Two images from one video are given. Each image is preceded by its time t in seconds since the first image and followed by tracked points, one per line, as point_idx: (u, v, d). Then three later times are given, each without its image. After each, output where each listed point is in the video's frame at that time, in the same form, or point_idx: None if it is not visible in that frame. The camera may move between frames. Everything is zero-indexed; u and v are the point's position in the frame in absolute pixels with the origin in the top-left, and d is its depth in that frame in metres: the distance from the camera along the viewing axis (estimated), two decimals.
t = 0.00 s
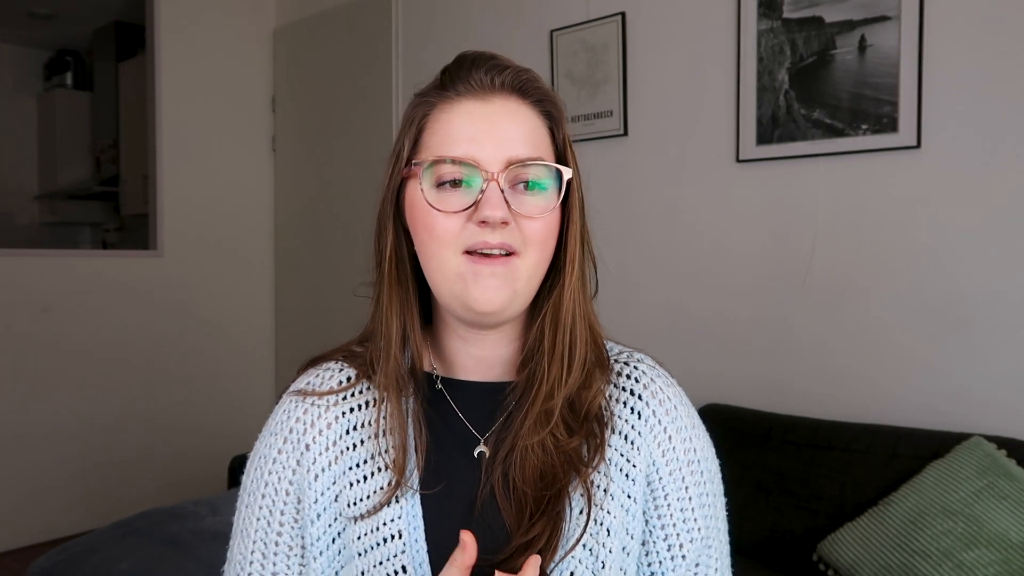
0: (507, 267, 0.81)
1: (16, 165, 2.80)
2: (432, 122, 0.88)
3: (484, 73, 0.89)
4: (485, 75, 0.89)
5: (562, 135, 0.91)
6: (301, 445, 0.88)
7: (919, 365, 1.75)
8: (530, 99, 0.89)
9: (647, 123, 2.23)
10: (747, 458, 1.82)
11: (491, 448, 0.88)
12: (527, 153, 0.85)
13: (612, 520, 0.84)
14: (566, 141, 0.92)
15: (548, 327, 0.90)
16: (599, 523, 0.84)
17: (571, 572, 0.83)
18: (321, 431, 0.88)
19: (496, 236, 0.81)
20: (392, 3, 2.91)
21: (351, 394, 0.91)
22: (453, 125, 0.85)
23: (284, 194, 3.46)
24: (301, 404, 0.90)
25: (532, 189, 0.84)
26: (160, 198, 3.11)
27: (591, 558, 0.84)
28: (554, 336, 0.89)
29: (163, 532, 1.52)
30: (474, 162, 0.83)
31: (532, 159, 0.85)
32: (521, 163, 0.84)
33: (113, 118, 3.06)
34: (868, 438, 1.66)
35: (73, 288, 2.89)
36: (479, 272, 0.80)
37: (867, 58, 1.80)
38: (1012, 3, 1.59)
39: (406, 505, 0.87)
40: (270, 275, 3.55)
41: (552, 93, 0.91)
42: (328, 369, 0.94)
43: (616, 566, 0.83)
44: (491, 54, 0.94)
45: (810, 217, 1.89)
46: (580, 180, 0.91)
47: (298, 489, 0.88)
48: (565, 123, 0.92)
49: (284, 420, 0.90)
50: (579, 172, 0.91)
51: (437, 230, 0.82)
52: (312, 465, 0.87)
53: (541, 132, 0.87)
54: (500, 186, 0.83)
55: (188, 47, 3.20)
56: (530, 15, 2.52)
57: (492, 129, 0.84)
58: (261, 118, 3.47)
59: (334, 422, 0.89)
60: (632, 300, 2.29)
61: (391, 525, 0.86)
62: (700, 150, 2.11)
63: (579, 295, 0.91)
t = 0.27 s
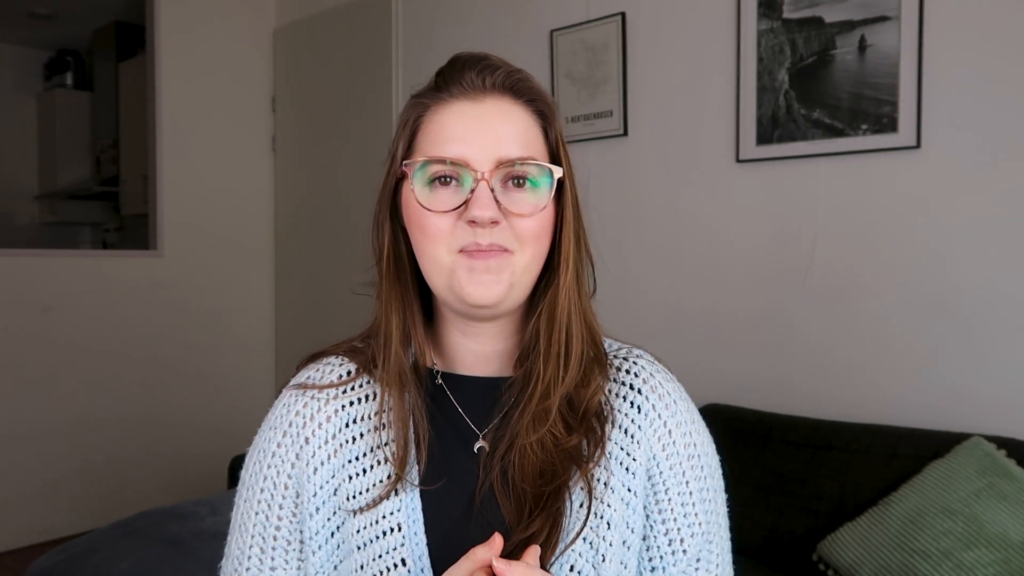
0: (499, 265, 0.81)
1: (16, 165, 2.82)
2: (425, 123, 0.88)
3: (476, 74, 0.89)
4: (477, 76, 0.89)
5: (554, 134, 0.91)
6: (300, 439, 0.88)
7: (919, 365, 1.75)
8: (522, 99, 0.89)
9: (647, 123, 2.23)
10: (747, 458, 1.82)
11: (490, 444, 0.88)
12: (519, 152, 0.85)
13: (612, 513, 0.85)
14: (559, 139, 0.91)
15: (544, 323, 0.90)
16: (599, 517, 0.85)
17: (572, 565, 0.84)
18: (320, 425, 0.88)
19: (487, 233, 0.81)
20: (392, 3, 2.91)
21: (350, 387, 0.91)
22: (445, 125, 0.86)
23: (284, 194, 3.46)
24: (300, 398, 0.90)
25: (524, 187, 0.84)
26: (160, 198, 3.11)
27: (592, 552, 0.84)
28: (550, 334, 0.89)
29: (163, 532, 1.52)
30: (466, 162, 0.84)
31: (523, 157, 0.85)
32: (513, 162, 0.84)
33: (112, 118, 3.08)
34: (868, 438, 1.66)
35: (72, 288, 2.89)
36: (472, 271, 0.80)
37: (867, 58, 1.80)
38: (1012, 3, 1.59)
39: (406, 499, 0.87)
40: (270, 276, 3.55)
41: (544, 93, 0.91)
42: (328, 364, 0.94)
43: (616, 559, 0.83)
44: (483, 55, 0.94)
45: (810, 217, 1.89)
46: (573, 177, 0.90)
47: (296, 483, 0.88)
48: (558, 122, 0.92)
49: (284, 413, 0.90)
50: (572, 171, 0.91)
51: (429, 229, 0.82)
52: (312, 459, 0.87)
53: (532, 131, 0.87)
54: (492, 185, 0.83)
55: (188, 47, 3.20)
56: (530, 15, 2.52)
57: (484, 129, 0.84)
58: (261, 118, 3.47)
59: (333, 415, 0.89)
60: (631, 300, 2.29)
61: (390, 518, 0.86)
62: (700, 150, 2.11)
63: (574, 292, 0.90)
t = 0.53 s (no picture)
0: (492, 263, 0.81)
1: (16, 165, 2.83)
2: (415, 125, 0.89)
3: (464, 73, 0.89)
4: (465, 75, 0.89)
5: (545, 129, 0.90)
6: (302, 440, 0.88)
7: (918, 365, 1.75)
8: (511, 96, 0.88)
9: (647, 123, 2.23)
10: (748, 459, 1.82)
11: (492, 444, 0.88)
12: (508, 149, 0.84)
13: (614, 514, 0.85)
14: (550, 134, 0.90)
15: (539, 322, 0.89)
16: (602, 518, 0.85)
17: (574, 566, 0.84)
18: (322, 426, 0.88)
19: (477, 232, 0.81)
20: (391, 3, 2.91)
21: (352, 389, 0.91)
22: (434, 126, 0.86)
23: (284, 194, 3.46)
24: (302, 399, 0.90)
25: (514, 184, 0.83)
26: (160, 198, 3.11)
27: (594, 553, 0.84)
28: (545, 333, 0.88)
29: (163, 532, 1.52)
30: (455, 161, 0.84)
31: (513, 155, 0.84)
32: (501, 160, 0.83)
33: (112, 118, 3.08)
34: (868, 438, 1.66)
35: (73, 288, 2.89)
36: (463, 270, 0.81)
37: (867, 58, 1.80)
38: (1013, 3, 1.59)
39: (407, 500, 0.87)
40: (270, 276, 3.55)
41: (534, 88, 0.91)
42: (330, 365, 0.94)
43: (618, 560, 0.84)
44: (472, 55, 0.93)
45: (810, 217, 1.89)
46: (566, 172, 0.89)
47: (298, 484, 0.88)
48: (549, 117, 0.91)
49: (286, 414, 0.90)
50: (565, 167, 0.89)
51: (422, 230, 0.82)
52: (313, 460, 0.87)
53: (522, 128, 0.87)
54: (480, 183, 0.82)
55: (188, 47, 3.20)
56: (530, 15, 2.52)
57: (472, 128, 0.84)
58: (261, 118, 3.47)
59: (335, 416, 0.89)
60: (631, 300, 2.29)
61: (392, 519, 0.86)
62: (699, 150, 2.11)
63: (566, 287, 0.89)
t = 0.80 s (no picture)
0: (491, 260, 0.81)
1: (16, 165, 2.83)
2: (412, 126, 0.89)
3: (460, 73, 0.89)
4: (461, 75, 0.89)
5: (542, 128, 0.90)
6: (303, 440, 0.88)
7: (918, 365, 1.75)
8: (506, 95, 0.88)
9: (647, 124, 2.23)
10: (748, 459, 1.82)
11: (493, 445, 0.88)
12: (504, 148, 0.84)
13: (615, 515, 0.85)
14: (547, 132, 0.90)
15: (538, 321, 0.89)
16: (603, 518, 0.85)
17: (574, 567, 0.84)
18: (323, 426, 0.88)
19: (476, 231, 0.81)
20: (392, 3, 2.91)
21: (353, 389, 0.91)
22: (430, 126, 0.86)
23: (284, 194, 3.46)
24: (302, 399, 0.90)
25: (512, 183, 0.84)
26: (160, 198, 3.11)
27: (595, 553, 0.84)
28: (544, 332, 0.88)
29: (163, 532, 1.52)
30: (452, 161, 0.84)
31: (509, 153, 0.84)
32: (498, 159, 0.84)
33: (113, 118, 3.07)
34: (868, 438, 1.66)
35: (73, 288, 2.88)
36: (463, 269, 0.80)
37: (867, 58, 1.80)
38: (1012, 4, 1.59)
39: (408, 500, 0.87)
40: (270, 276, 3.55)
41: (529, 87, 0.91)
42: (331, 366, 0.94)
43: (619, 561, 0.84)
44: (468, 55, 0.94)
45: (810, 217, 1.89)
46: (564, 171, 0.90)
47: (299, 484, 0.88)
48: (545, 115, 0.91)
49: (286, 414, 0.90)
50: (563, 166, 0.90)
51: (420, 230, 0.82)
52: (314, 460, 0.87)
53: (518, 127, 0.87)
54: (478, 182, 0.82)
55: (188, 47, 3.20)
56: (530, 15, 2.52)
57: (467, 127, 0.84)
58: (260, 118, 3.47)
59: (336, 416, 0.89)
60: (631, 299, 2.29)
61: (393, 519, 0.87)
62: (700, 150, 2.11)
63: (564, 286, 0.89)
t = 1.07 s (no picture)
0: (491, 261, 0.81)
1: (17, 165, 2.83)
2: (410, 127, 0.89)
3: (457, 74, 0.89)
4: (458, 75, 0.89)
5: (539, 127, 0.90)
6: (303, 440, 0.88)
7: (918, 366, 1.75)
8: (504, 95, 0.88)
9: (647, 124, 2.23)
10: (748, 459, 1.82)
11: (493, 444, 0.88)
12: (502, 149, 0.84)
13: (615, 514, 0.85)
14: (544, 131, 0.90)
15: (538, 321, 0.89)
16: (603, 518, 0.85)
17: (574, 566, 0.84)
18: (323, 426, 0.88)
19: (476, 232, 0.81)
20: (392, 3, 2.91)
21: (353, 389, 0.91)
22: (428, 128, 0.86)
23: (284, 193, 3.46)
24: (303, 399, 0.90)
25: (510, 183, 0.84)
26: (160, 198, 3.11)
27: (594, 552, 0.84)
28: (543, 333, 0.88)
29: (163, 532, 1.52)
30: (450, 162, 0.84)
31: (507, 153, 0.84)
32: (497, 159, 0.84)
33: (112, 118, 3.09)
34: (868, 438, 1.66)
35: (73, 288, 2.89)
36: (463, 270, 0.80)
37: (867, 58, 1.80)
38: (1012, 4, 1.59)
39: (408, 500, 0.87)
40: (271, 276, 3.55)
41: (527, 87, 0.91)
42: (331, 366, 0.94)
43: (619, 560, 0.84)
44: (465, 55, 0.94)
45: (810, 217, 1.89)
46: (562, 171, 0.90)
47: (299, 484, 0.88)
48: (542, 115, 0.91)
49: (287, 414, 0.90)
50: (561, 165, 0.90)
51: (420, 232, 0.82)
52: (314, 460, 0.87)
53: (515, 127, 0.87)
54: (477, 183, 0.82)
55: (188, 46, 3.20)
56: (531, 15, 2.52)
57: (465, 128, 0.84)
58: (260, 118, 3.47)
59: (336, 416, 0.89)
60: (631, 299, 2.29)
61: (393, 519, 0.87)
62: (699, 150, 2.11)
63: (562, 286, 0.89)
